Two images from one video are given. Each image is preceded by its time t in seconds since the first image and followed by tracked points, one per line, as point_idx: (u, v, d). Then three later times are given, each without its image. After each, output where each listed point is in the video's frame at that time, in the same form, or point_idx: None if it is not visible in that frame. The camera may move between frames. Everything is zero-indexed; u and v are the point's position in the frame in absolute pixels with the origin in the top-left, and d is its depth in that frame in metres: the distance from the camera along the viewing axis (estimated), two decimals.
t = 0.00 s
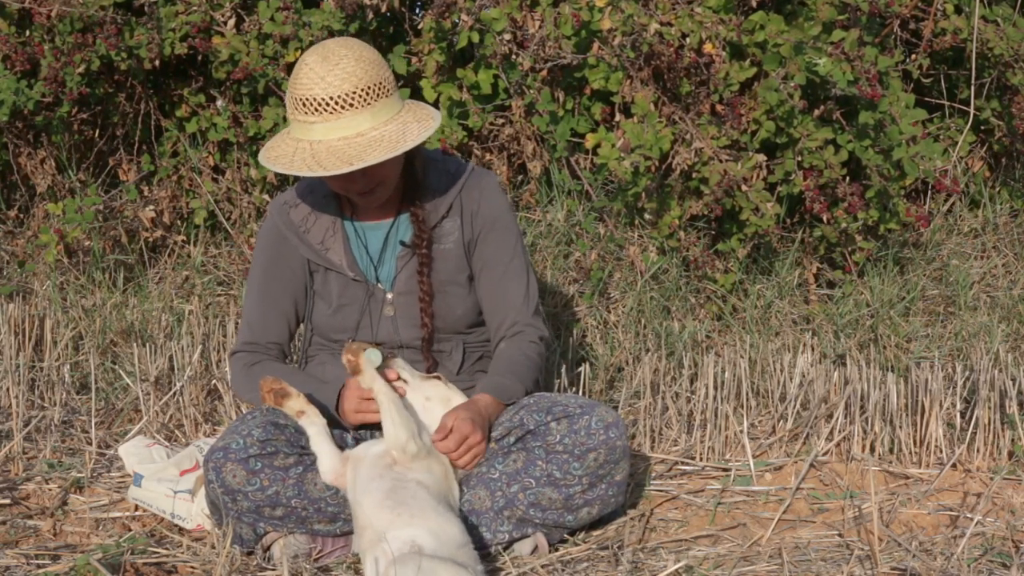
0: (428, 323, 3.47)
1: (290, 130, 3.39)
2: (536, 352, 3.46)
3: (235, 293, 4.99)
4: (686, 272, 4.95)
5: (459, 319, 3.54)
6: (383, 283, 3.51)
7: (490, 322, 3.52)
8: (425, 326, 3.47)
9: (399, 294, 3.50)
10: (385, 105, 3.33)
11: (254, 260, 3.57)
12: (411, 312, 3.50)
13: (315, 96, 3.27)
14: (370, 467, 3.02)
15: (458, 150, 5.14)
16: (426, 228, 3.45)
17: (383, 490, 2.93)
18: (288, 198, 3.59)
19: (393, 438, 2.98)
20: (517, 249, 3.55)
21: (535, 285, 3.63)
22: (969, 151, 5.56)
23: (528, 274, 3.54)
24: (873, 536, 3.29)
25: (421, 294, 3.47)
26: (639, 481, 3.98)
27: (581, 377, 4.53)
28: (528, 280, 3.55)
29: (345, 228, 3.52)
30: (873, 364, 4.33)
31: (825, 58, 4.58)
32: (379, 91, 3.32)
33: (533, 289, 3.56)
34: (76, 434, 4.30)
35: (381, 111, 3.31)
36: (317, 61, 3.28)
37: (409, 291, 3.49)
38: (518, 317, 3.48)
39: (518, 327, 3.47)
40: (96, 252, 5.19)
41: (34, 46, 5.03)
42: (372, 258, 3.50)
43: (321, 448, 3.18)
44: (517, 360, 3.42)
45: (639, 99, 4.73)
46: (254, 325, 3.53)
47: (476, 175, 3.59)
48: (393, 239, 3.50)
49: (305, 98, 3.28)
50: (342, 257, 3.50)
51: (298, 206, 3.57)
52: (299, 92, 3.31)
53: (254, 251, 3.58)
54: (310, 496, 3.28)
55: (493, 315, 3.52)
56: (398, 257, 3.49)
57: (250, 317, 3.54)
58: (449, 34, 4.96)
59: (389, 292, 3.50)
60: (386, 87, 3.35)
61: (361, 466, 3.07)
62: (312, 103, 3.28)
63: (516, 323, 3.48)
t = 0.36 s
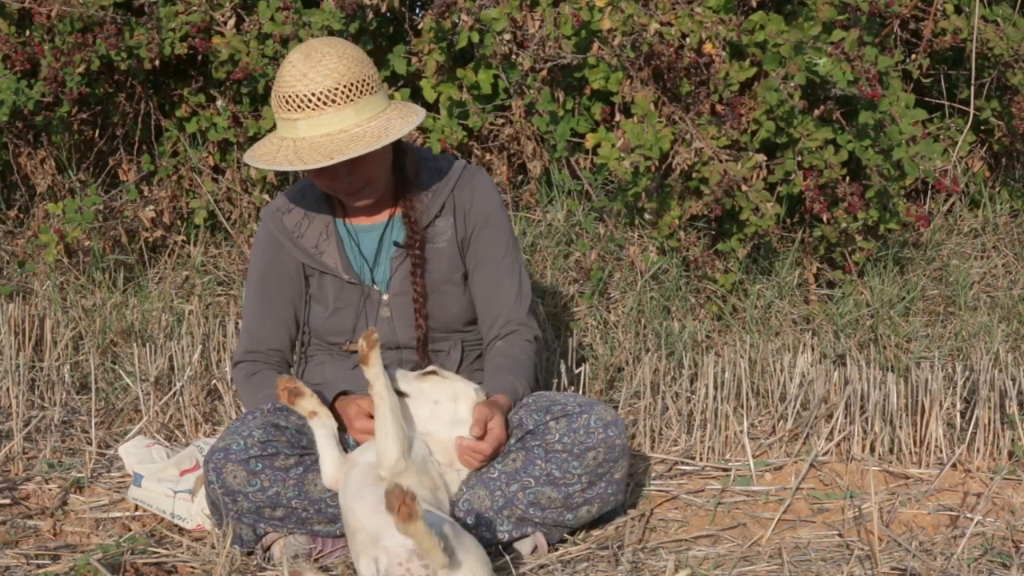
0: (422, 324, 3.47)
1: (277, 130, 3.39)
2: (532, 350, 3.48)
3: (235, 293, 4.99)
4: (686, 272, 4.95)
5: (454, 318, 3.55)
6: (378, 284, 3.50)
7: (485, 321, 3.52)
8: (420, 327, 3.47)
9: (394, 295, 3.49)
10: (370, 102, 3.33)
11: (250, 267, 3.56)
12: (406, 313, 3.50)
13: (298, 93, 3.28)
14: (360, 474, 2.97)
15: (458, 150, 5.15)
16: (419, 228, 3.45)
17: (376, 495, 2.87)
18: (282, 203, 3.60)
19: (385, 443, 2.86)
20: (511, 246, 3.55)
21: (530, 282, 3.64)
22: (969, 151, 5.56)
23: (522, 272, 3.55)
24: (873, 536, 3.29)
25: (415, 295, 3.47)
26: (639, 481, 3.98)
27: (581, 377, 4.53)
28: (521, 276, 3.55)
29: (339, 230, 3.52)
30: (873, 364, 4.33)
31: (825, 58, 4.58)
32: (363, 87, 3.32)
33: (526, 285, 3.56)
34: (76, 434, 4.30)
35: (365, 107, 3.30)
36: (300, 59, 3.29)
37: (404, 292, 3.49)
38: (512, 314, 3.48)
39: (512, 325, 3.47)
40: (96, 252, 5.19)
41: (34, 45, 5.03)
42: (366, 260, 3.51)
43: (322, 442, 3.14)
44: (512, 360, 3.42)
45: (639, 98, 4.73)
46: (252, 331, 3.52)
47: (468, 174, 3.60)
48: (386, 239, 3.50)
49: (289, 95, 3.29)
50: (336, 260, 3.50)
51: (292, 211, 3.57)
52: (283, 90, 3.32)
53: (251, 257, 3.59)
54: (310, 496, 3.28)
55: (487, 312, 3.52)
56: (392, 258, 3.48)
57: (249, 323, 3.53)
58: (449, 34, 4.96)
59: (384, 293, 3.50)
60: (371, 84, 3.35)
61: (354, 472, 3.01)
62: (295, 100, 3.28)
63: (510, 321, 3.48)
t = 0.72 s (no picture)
0: (424, 326, 3.46)
1: (280, 128, 3.39)
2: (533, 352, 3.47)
3: (235, 293, 4.99)
4: (686, 272, 4.96)
5: (455, 320, 3.55)
6: (380, 285, 3.50)
7: (486, 323, 3.52)
8: (422, 329, 3.46)
9: (396, 296, 3.49)
10: (373, 101, 3.33)
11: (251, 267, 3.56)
12: (408, 314, 3.49)
13: (303, 91, 3.27)
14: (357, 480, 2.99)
15: (458, 150, 5.16)
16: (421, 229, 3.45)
17: (373, 496, 2.89)
18: (284, 204, 3.60)
19: (389, 444, 2.87)
20: (513, 249, 3.55)
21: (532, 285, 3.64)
22: (969, 151, 5.57)
23: (523, 275, 3.55)
24: (873, 536, 3.29)
25: (417, 297, 3.46)
26: (639, 481, 3.98)
27: (581, 377, 4.53)
28: (521, 280, 3.55)
29: (341, 232, 3.53)
30: (873, 364, 4.33)
31: (825, 58, 4.57)
32: (367, 87, 3.32)
33: (527, 288, 3.56)
34: (76, 434, 4.30)
35: (369, 106, 3.31)
36: (305, 57, 3.29)
37: (406, 294, 3.49)
38: (513, 318, 3.49)
39: (513, 328, 3.48)
40: (96, 252, 5.19)
41: (34, 45, 5.03)
42: (368, 261, 3.51)
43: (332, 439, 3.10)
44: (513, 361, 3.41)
45: (639, 99, 4.73)
46: (252, 332, 3.52)
47: (472, 176, 3.60)
48: (389, 241, 3.51)
49: (293, 93, 3.29)
50: (338, 261, 3.50)
51: (293, 212, 3.57)
52: (287, 88, 3.32)
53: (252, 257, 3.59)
54: (310, 496, 3.28)
55: (488, 315, 3.52)
56: (394, 259, 3.48)
57: (249, 323, 3.53)
58: (449, 34, 4.96)
59: (386, 295, 3.50)
60: (375, 83, 3.35)
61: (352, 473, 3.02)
62: (300, 98, 3.28)
63: (511, 324, 3.48)
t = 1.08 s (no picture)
0: (428, 328, 3.48)
1: (291, 122, 3.40)
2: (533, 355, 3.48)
3: (235, 293, 4.98)
4: (686, 272, 4.96)
5: (457, 321, 3.56)
6: (383, 286, 3.51)
7: (488, 326, 3.53)
8: (425, 330, 3.47)
9: (399, 297, 3.50)
10: (384, 100, 3.33)
11: (254, 266, 3.55)
12: (411, 315, 3.50)
13: (315, 86, 3.28)
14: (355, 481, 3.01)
15: (458, 150, 5.16)
16: (426, 231, 3.46)
17: (375, 496, 2.92)
18: (287, 202, 3.58)
19: (375, 439, 2.91)
20: (516, 252, 3.56)
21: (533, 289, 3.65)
22: (969, 151, 5.57)
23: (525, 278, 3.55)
24: (873, 536, 3.29)
25: (420, 299, 3.48)
26: (639, 481, 3.98)
27: (581, 377, 4.53)
28: (523, 283, 3.55)
29: (345, 231, 3.52)
30: (873, 364, 4.33)
31: (824, 58, 4.57)
32: (379, 85, 3.33)
33: (528, 291, 3.56)
34: (76, 434, 4.30)
35: (380, 104, 3.31)
36: (319, 52, 3.30)
37: (409, 294, 3.50)
38: (515, 320, 3.49)
39: (515, 330, 3.48)
40: (96, 252, 5.19)
41: (34, 45, 5.03)
42: (372, 261, 3.51)
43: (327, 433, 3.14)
44: (512, 364, 3.42)
45: (639, 98, 4.73)
46: (255, 331, 3.51)
47: (477, 178, 3.60)
48: (393, 242, 3.51)
49: (305, 87, 3.29)
50: (341, 261, 3.50)
51: (297, 211, 3.55)
52: (300, 82, 3.32)
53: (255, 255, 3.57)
54: (310, 496, 3.28)
55: (489, 317, 3.53)
56: (398, 261, 3.49)
57: (252, 322, 3.52)
58: (449, 34, 4.96)
59: (389, 295, 3.51)
60: (387, 82, 3.36)
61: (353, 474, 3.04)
62: (312, 92, 3.29)
63: (511, 327, 3.49)
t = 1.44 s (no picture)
0: (427, 327, 3.47)
1: (293, 119, 3.41)
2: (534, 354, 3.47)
3: (235, 293, 4.98)
4: (686, 272, 4.96)
5: (457, 321, 3.55)
6: (383, 286, 3.51)
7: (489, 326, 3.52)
8: (425, 329, 3.47)
9: (398, 297, 3.50)
10: (386, 97, 3.35)
11: (254, 267, 3.55)
12: (411, 315, 3.50)
13: (318, 83, 3.30)
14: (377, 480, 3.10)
15: (458, 150, 5.16)
16: (425, 231, 3.46)
17: (406, 488, 2.99)
18: (286, 202, 3.59)
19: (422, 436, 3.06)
20: (518, 251, 3.55)
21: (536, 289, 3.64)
22: (969, 151, 5.57)
23: (526, 277, 3.54)
24: (873, 536, 3.29)
25: (420, 299, 3.47)
26: (639, 481, 3.98)
27: (581, 377, 4.53)
28: (524, 283, 3.54)
29: (345, 232, 3.52)
30: (873, 364, 4.33)
31: (824, 58, 4.58)
32: (382, 82, 3.34)
33: (531, 291, 3.55)
34: (76, 434, 4.30)
35: (382, 102, 3.33)
36: (321, 49, 3.31)
37: (409, 294, 3.49)
38: (515, 319, 3.48)
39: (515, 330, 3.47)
40: (96, 252, 5.19)
41: (34, 45, 5.03)
42: (372, 261, 3.51)
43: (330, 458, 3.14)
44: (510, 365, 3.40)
45: (639, 98, 4.72)
46: (255, 332, 3.51)
47: (478, 178, 3.60)
48: (393, 242, 3.51)
49: (308, 84, 3.31)
50: (341, 261, 3.50)
51: (296, 211, 3.56)
52: (302, 79, 3.34)
53: (254, 256, 3.57)
54: (310, 496, 3.28)
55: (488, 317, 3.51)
56: (398, 260, 3.49)
57: (252, 323, 3.52)
58: (449, 34, 4.96)
59: (389, 295, 3.50)
60: (389, 80, 3.38)
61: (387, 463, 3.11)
62: (315, 89, 3.31)
63: (515, 325, 3.48)
